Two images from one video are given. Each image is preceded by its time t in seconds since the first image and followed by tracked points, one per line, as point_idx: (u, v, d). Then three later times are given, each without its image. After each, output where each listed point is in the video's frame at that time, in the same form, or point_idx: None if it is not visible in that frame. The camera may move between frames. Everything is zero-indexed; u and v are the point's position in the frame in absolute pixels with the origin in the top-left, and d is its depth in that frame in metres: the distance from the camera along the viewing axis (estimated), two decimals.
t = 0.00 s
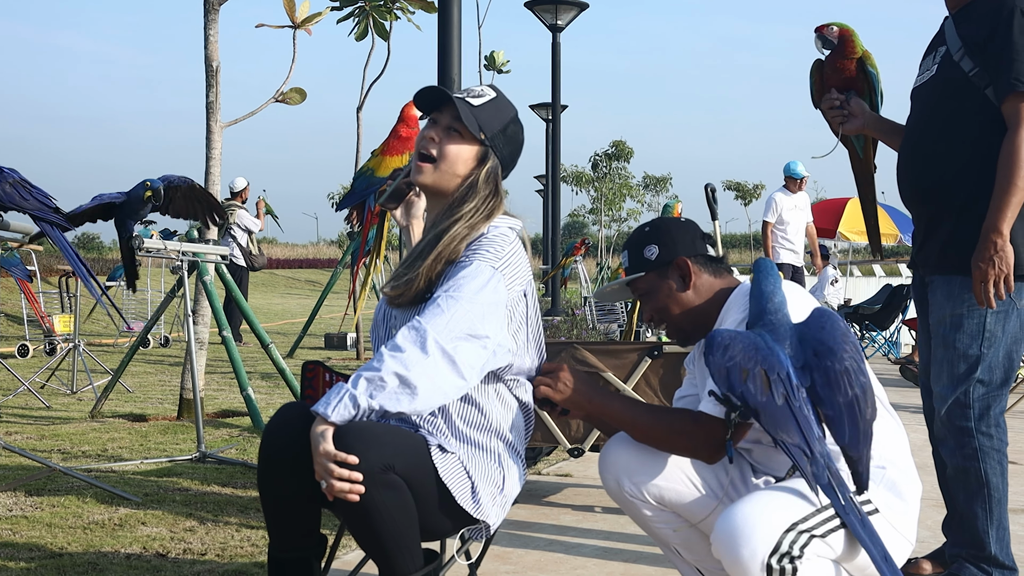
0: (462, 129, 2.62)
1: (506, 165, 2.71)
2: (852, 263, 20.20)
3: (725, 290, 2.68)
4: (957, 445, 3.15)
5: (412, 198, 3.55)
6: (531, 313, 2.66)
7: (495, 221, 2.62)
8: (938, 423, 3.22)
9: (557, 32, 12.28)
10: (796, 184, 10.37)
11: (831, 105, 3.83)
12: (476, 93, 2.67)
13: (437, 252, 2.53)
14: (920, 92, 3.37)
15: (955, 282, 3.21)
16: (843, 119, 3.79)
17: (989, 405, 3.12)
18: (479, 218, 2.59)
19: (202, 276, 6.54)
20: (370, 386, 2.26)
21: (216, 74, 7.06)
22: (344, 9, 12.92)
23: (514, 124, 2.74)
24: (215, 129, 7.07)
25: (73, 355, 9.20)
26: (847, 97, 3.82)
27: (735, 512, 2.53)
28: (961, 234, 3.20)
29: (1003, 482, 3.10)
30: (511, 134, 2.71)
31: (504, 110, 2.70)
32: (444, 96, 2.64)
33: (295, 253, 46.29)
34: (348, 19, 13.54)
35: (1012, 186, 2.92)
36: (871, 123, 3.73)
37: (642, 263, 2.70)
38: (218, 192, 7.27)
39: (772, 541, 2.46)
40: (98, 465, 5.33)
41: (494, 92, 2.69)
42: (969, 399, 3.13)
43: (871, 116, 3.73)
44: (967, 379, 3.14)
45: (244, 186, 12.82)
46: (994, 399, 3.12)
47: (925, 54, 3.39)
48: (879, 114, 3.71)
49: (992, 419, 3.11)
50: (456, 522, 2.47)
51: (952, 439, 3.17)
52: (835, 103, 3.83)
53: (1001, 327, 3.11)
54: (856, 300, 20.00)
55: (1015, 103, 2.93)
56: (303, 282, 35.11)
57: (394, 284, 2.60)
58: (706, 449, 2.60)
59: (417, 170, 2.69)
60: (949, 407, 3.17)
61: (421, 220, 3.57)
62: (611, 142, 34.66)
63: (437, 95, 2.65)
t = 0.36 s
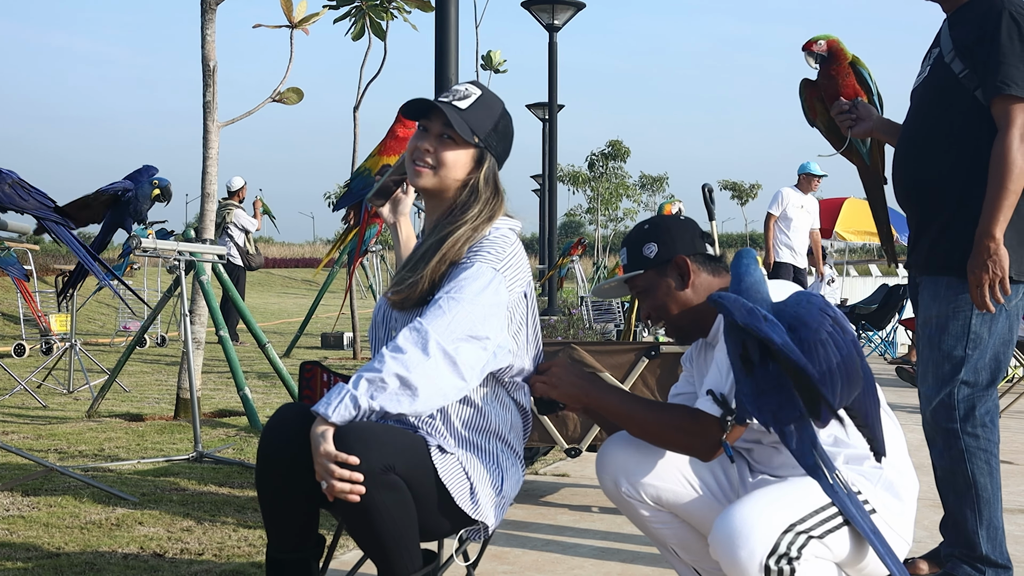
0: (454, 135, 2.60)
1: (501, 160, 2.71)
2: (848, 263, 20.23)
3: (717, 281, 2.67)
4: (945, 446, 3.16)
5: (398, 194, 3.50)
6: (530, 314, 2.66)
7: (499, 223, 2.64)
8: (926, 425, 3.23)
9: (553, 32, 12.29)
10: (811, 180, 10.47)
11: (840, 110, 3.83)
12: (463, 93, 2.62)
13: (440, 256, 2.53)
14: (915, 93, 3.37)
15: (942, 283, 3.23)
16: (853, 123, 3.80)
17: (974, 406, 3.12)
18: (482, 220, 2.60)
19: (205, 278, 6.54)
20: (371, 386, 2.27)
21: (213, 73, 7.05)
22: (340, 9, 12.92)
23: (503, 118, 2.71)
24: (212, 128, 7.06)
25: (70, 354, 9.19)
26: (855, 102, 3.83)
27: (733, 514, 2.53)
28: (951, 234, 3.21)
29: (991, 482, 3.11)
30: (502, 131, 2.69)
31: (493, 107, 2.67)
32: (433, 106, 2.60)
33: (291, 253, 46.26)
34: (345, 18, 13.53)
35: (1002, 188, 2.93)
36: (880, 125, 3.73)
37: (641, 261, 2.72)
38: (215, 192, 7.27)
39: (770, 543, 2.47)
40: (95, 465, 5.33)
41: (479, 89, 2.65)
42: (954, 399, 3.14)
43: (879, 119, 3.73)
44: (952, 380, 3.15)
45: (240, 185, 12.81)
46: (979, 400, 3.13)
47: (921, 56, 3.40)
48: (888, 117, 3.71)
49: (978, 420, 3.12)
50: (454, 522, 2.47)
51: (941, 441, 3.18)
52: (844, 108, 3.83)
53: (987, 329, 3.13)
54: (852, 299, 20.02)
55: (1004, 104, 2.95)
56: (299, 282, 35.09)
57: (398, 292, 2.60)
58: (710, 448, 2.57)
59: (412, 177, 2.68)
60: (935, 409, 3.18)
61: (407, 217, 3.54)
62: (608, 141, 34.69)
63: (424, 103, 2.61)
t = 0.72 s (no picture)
0: (438, 147, 2.59)
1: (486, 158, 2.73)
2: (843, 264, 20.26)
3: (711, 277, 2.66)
4: (942, 449, 3.18)
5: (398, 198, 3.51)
6: (521, 316, 2.68)
7: (488, 224, 2.66)
8: (922, 429, 3.25)
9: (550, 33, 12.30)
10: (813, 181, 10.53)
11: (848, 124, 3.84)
12: (438, 101, 2.60)
13: (432, 263, 2.54)
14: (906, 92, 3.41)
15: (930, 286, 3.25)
16: (861, 135, 3.83)
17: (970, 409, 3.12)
18: (474, 226, 2.62)
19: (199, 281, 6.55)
20: (365, 386, 2.27)
21: (210, 75, 7.05)
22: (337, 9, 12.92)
23: (482, 116, 2.70)
24: (208, 130, 7.06)
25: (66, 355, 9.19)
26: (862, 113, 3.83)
27: (727, 518, 2.54)
28: (934, 237, 3.24)
29: (987, 485, 3.13)
30: (483, 130, 2.69)
31: (468, 107, 2.64)
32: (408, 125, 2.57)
33: (288, 253, 46.25)
34: (341, 19, 13.53)
35: (974, 189, 2.96)
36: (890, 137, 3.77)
37: (645, 257, 2.72)
38: (211, 193, 7.27)
39: (763, 548, 2.48)
40: (91, 467, 5.34)
41: (453, 93, 2.63)
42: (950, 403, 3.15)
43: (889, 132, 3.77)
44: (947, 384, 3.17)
45: (236, 185, 12.80)
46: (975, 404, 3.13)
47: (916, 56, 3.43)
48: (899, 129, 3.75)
49: (975, 423, 3.12)
50: (452, 523, 2.49)
51: (937, 444, 3.19)
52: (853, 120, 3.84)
53: (977, 330, 3.16)
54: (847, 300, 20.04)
55: (979, 103, 2.98)
56: (295, 282, 35.07)
57: (393, 302, 2.59)
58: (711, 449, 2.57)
59: (403, 190, 2.68)
60: (930, 413, 3.20)
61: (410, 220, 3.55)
62: (604, 142, 34.73)
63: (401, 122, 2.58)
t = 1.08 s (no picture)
0: (425, 152, 2.59)
1: (475, 157, 2.73)
2: (840, 264, 20.26)
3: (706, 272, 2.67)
4: (932, 451, 3.20)
5: (382, 199, 3.47)
6: (524, 318, 2.68)
7: (491, 225, 2.68)
8: (913, 432, 3.28)
9: (547, 33, 12.30)
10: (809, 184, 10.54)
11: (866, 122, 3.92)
12: (418, 106, 2.60)
13: (437, 269, 2.54)
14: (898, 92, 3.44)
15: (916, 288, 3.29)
16: (877, 131, 3.92)
17: (956, 410, 3.16)
18: (473, 226, 2.62)
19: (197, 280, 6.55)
20: (368, 388, 2.28)
21: (208, 75, 7.05)
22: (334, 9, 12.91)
23: (466, 115, 2.70)
24: (206, 130, 7.06)
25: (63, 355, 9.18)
26: (879, 109, 3.89)
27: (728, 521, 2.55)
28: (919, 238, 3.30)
29: (979, 486, 3.14)
30: (469, 128, 2.69)
31: (451, 107, 2.65)
32: (393, 134, 2.58)
33: (284, 253, 46.23)
34: (338, 19, 13.51)
35: (951, 190, 3.03)
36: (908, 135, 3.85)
37: (649, 251, 2.74)
38: (209, 193, 7.27)
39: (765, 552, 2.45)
40: (90, 467, 5.34)
41: (433, 96, 2.63)
42: (936, 406, 3.19)
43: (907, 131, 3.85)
44: (932, 387, 3.20)
45: (232, 185, 12.80)
46: (961, 405, 3.16)
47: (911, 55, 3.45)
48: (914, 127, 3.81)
49: (962, 424, 3.15)
50: (452, 524, 2.50)
51: (928, 446, 3.22)
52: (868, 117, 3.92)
53: (961, 332, 3.19)
54: (845, 301, 20.04)
55: (956, 102, 3.05)
56: (292, 282, 35.05)
57: (398, 310, 2.58)
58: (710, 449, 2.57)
59: (399, 201, 2.68)
60: (919, 416, 3.23)
61: (395, 221, 3.50)
62: (601, 142, 34.74)
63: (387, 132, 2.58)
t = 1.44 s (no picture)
0: (411, 160, 2.54)
1: (463, 160, 2.68)
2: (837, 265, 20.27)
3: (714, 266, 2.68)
4: (927, 450, 3.22)
5: (367, 205, 3.31)
6: (525, 317, 2.68)
7: (489, 227, 2.69)
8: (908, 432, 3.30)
9: (544, 34, 12.31)
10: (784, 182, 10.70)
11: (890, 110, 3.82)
12: (401, 113, 2.56)
13: (433, 280, 2.50)
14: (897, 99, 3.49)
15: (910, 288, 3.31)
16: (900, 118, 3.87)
17: (950, 408, 3.17)
18: (466, 232, 2.58)
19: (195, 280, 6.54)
20: (369, 391, 2.30)
21: (207, 76, 7.05)
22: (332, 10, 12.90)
23: (451, 118, 2.65)
24: (205, 131, 7.06)
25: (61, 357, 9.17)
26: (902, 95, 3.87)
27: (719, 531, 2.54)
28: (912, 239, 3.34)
29: (975, 484, 3.16)
30: (455, 131, 2.63)
31: (434, 111, 2.60)
32: (378, 144, 2.53)
33: (281, 253, 46.18)
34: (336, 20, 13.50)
35: (925, 191, 3.12)
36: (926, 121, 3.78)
37: (659, 241, 2.73)
38: (208, 194, 7.27)
39: (756, 562, 2.48)
40: (90, 468, 5.33)
41: (416, 102, 2.58)
42: (929, 405, 3.20)
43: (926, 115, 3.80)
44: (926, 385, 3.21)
45: (229, 185, 12.79)
46: (954, 404, 3.18)
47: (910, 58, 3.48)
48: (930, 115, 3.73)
49: (956, 423, 3.17)
50: (454, 525, 2.50)
51: (924, 445, 3.23)
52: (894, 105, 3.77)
53: (952, 331, 3.21)
54: (843, 301, 20.06)
55: (931, 103, 3.15)
56: (289, 283, 35.01)
57: (394, 319, 2.55)
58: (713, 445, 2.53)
59: (389, 209, 2.65)
60: (913, 415, 3.24)
61: (381, 227, 3.34)
62: (598, 143, 34.75)
63: (370, 143, 2.53)
